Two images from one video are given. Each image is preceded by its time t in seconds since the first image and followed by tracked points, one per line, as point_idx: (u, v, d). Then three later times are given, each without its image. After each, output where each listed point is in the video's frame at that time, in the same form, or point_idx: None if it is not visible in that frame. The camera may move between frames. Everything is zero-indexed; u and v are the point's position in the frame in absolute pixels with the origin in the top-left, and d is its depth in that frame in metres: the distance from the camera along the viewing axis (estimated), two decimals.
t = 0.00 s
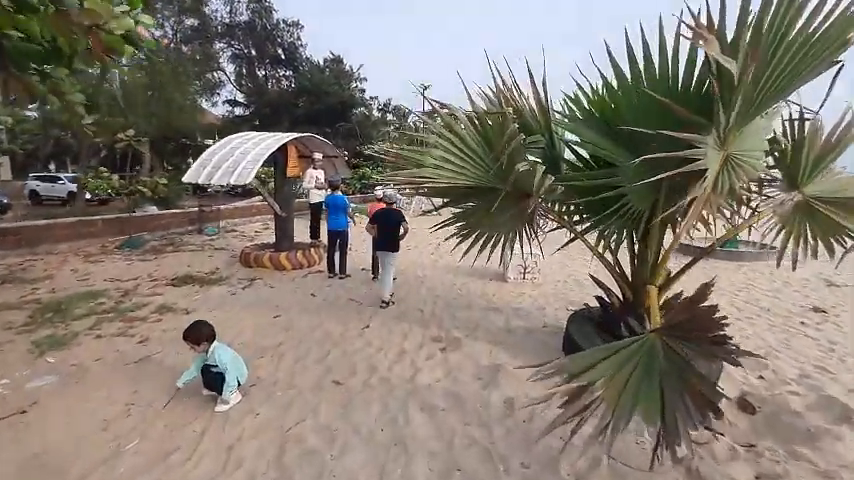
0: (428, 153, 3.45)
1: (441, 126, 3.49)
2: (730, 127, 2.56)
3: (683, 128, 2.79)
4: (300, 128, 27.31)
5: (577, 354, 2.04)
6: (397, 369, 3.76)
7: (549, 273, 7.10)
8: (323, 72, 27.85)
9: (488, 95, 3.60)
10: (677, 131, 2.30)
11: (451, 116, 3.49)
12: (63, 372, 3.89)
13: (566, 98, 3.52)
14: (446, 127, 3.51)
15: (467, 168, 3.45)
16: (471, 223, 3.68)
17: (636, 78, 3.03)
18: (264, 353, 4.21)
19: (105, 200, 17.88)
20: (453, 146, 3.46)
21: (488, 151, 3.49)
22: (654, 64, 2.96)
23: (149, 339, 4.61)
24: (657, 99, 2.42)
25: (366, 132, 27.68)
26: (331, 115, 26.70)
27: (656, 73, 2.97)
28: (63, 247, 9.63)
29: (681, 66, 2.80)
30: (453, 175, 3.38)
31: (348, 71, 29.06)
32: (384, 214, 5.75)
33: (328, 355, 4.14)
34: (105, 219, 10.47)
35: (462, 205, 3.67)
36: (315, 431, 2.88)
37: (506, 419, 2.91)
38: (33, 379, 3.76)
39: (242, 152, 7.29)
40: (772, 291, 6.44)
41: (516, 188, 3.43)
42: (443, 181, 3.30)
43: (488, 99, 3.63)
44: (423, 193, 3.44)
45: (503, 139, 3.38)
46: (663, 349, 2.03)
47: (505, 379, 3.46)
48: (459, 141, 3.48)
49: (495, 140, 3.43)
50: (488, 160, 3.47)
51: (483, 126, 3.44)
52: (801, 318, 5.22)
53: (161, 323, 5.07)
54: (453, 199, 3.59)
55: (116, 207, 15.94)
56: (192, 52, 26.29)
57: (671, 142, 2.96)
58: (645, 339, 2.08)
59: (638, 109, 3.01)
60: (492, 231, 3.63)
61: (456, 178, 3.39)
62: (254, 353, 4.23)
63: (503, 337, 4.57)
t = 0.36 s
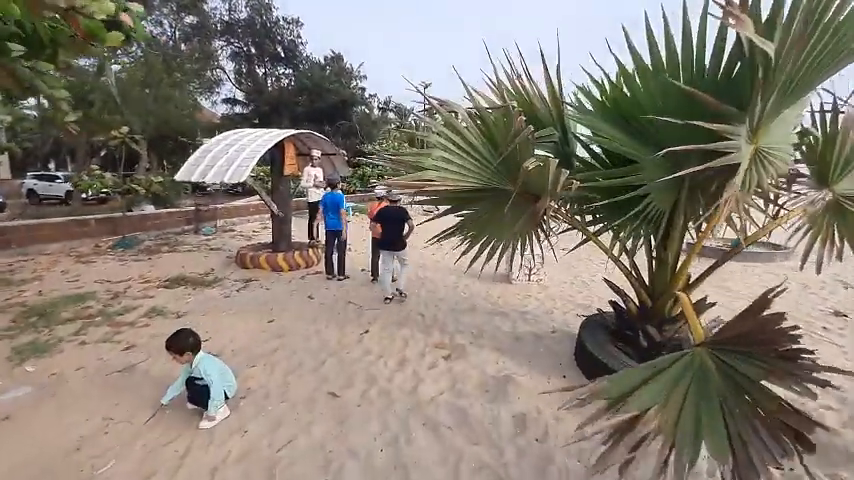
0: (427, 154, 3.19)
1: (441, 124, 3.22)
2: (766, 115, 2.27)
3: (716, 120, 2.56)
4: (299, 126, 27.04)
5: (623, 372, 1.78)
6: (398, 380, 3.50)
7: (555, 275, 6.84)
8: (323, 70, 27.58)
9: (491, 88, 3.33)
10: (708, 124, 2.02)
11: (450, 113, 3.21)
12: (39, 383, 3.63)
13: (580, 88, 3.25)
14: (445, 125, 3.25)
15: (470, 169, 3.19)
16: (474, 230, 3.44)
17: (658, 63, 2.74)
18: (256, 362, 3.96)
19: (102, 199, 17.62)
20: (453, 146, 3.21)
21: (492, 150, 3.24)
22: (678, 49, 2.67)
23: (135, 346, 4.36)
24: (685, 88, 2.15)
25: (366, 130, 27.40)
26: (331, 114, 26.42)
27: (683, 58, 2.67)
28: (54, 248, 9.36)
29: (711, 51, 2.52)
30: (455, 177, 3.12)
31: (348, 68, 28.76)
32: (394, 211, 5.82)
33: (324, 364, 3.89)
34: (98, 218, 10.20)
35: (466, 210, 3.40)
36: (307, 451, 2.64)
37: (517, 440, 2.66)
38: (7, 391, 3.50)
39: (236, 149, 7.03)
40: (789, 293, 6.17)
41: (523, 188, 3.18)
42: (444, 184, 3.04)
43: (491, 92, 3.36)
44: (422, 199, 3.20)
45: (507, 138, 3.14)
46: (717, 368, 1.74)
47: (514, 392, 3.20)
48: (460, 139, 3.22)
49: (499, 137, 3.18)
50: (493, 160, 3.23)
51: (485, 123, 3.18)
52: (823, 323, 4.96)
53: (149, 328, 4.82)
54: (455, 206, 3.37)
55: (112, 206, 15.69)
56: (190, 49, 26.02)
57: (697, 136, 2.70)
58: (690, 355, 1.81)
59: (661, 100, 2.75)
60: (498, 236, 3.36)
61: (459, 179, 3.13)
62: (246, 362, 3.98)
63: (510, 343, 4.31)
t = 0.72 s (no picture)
0: (438, 142, 2.90)
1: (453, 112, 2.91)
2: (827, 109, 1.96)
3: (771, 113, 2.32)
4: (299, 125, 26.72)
5: (688, 428, 1.51)
6: (399, 400, 3.22)
7: (563, 279, 6.54)
8: (323, 68, 27.28)
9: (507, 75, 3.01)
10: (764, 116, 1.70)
11: (466, 98, 2.91)
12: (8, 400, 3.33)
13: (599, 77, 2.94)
14: (458, 112, 2.96)
15: (482, 160, 2.87)
16: (485, 228, 3.16)
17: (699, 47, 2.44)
18: (246, 376, 3.66)
19: (98, 199, 17.32)
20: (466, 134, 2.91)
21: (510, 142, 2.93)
22: (720, 32, 2.39)
23: (117, 358, 4.06)
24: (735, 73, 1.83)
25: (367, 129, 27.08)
26: (331, 112, 26.09)
27: (727, 42, 2.37)
28: (43, 249, 9.07)
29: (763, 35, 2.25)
30: (468, 168, 2.82)
31: (348, 67, 28.47)
32: (408, 212, 5.59)
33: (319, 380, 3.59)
34: (90, 219, 9.90)
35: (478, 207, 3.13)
36: None
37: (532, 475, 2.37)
38: None
39: (230, 147, 6.72)
40: (810, 300, 5.87)
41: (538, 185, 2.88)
42: (456, 175, 2.74)
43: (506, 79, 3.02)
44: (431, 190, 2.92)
45: (526, 128, 2.83)
46: (801, 414, 1.41)
47: (527, 415, 2.91)
48: (475, 127, 2.91)
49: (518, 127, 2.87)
50: (510, 152, 2.91)
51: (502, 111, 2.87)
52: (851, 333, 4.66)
53: (133, 338, 4.53)
54: (465, 201, 3.10)
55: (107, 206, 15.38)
56: (189, 47, 25.75)
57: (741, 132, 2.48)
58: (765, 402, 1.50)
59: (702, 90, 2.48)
60: (511, 236, 3.07)
61: (472, 170, 2.82)
62: (235, 376, 3.68)
63: (520, 355, 4.01)
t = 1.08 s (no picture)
0: (439, 132, 2.63)
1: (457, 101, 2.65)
2: None
3: (826, 98, 2.15)
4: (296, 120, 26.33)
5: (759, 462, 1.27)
6: (395, 413, 2.98)
7: (568, 277, 6.29)
8: (320, 61, 26.85)
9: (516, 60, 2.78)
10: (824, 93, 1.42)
11: (470, 82, 2.66)
12: None
13: (618, 60, 2.70)
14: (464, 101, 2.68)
15: (490, 152, 2.59)
16: (486, 225, 2.90)
17: (737, 26, 2.24)
18: (231, 385, 3.40)
19: (91, 195, 17.01)
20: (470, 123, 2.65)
21: (520, 134, 2.65)
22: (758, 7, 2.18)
23: (94, 365, 3.81)
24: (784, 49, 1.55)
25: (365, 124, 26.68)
26: (328, 107, 25.70)
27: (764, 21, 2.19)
28: (30, 247, 8.80)
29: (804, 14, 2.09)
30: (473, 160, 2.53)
31: (346, 60, 28.04)
32: (417, 207, 5.52)
33: (310, 389, 3.35)
34: (78, 215, 9.62)
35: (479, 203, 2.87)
36: None
37: None
38: None
39: (219, 140, 6.43)
40: (827, 299, 5.62)
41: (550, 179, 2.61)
42: (459, 168, 2.45)
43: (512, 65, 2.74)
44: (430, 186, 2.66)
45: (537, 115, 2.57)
46: None
47: (534, 432, 2.67)
48: (479, 115, 2.65)
49: (528, 114, 2.61)
50: (519, 142, 2.64)
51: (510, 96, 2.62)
52: None
53: (114, 343, 4.28)
54: (466, 196, 2.84)
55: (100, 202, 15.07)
56: (184, 41, 25.32)
57: (779, 121, 2.31)
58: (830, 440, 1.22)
59: (737, 73, 2.30)
60: (516, 233, 2.82)
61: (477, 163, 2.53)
62: (218, 386, 3.42)
63: (525, 360, 3.77)
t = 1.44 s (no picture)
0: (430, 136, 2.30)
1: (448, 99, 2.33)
2: None
3: None
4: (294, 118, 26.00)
5: None
6: (387, 439, 2.70)
7: (572, 282, 6.01)
8: (318, 59, 26.51)
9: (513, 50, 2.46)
10: None
11: (464, 79, 2.31)
12: None
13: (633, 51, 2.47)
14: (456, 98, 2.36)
15: (485, 155, 2.29)
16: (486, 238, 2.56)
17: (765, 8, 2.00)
18: (209, 405, 3.12)
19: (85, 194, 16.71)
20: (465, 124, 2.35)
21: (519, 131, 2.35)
22: None
23: (65, 381, 3.54)
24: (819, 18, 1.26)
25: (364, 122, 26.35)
26: (327, 105, 25.36)
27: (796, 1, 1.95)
28: (15, 248, 8.52)
29: None
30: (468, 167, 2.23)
31: (346, 58, 27.68)
32: (419, 209, 5.23)
33: (295, 409, 3.07)
34: (66, 215, 9.34)
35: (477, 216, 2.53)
36: None
37: None
38: None
39: (208, 137, 6.16)
40: (846, 306, 5.33)
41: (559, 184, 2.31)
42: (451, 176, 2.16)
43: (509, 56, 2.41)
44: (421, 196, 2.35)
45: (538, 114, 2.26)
46: None
47: (541, 464, 2.39)
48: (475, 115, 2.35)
49: (530, 113, 2.30)
50: (517, 144, 2.33)
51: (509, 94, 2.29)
52: None
53: (89, 355, 4.00)
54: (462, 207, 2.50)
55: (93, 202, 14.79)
56: (180, 38, 24.98)
57: (822, 107, 2.02)
58: None
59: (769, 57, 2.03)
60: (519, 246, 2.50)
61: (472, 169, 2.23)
62: (196, 406, 3.14)
63: (529, 375, 3.49)
